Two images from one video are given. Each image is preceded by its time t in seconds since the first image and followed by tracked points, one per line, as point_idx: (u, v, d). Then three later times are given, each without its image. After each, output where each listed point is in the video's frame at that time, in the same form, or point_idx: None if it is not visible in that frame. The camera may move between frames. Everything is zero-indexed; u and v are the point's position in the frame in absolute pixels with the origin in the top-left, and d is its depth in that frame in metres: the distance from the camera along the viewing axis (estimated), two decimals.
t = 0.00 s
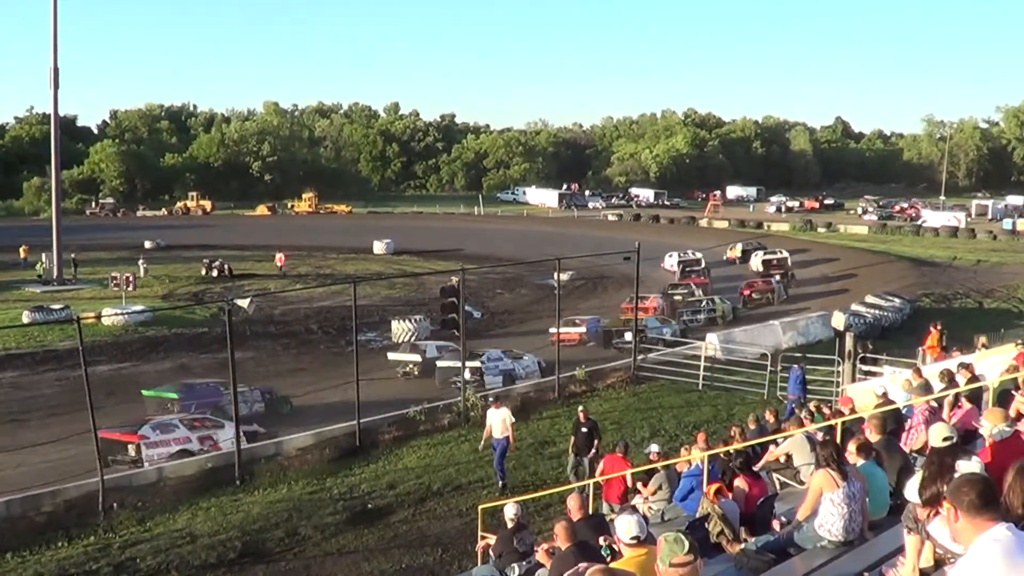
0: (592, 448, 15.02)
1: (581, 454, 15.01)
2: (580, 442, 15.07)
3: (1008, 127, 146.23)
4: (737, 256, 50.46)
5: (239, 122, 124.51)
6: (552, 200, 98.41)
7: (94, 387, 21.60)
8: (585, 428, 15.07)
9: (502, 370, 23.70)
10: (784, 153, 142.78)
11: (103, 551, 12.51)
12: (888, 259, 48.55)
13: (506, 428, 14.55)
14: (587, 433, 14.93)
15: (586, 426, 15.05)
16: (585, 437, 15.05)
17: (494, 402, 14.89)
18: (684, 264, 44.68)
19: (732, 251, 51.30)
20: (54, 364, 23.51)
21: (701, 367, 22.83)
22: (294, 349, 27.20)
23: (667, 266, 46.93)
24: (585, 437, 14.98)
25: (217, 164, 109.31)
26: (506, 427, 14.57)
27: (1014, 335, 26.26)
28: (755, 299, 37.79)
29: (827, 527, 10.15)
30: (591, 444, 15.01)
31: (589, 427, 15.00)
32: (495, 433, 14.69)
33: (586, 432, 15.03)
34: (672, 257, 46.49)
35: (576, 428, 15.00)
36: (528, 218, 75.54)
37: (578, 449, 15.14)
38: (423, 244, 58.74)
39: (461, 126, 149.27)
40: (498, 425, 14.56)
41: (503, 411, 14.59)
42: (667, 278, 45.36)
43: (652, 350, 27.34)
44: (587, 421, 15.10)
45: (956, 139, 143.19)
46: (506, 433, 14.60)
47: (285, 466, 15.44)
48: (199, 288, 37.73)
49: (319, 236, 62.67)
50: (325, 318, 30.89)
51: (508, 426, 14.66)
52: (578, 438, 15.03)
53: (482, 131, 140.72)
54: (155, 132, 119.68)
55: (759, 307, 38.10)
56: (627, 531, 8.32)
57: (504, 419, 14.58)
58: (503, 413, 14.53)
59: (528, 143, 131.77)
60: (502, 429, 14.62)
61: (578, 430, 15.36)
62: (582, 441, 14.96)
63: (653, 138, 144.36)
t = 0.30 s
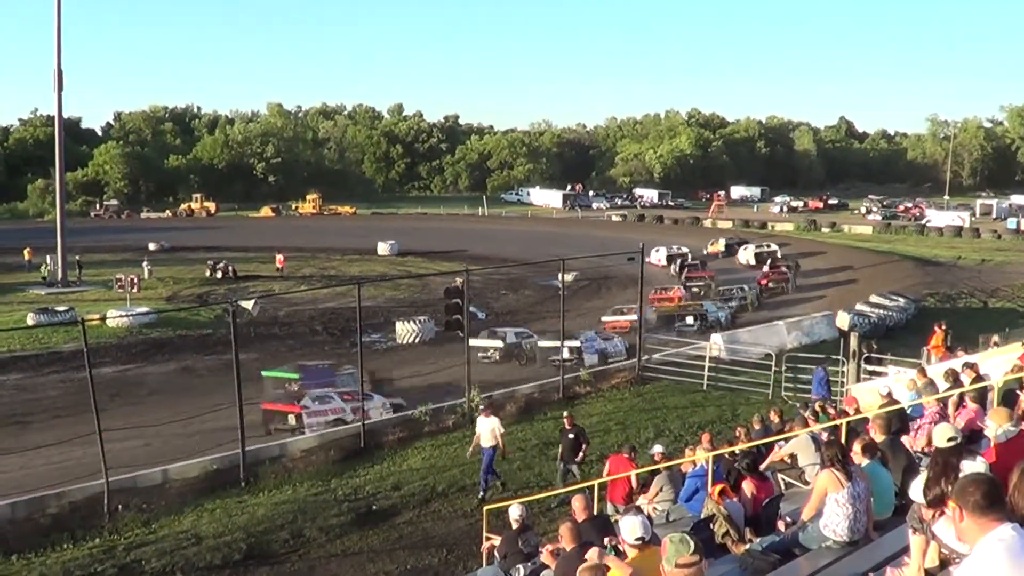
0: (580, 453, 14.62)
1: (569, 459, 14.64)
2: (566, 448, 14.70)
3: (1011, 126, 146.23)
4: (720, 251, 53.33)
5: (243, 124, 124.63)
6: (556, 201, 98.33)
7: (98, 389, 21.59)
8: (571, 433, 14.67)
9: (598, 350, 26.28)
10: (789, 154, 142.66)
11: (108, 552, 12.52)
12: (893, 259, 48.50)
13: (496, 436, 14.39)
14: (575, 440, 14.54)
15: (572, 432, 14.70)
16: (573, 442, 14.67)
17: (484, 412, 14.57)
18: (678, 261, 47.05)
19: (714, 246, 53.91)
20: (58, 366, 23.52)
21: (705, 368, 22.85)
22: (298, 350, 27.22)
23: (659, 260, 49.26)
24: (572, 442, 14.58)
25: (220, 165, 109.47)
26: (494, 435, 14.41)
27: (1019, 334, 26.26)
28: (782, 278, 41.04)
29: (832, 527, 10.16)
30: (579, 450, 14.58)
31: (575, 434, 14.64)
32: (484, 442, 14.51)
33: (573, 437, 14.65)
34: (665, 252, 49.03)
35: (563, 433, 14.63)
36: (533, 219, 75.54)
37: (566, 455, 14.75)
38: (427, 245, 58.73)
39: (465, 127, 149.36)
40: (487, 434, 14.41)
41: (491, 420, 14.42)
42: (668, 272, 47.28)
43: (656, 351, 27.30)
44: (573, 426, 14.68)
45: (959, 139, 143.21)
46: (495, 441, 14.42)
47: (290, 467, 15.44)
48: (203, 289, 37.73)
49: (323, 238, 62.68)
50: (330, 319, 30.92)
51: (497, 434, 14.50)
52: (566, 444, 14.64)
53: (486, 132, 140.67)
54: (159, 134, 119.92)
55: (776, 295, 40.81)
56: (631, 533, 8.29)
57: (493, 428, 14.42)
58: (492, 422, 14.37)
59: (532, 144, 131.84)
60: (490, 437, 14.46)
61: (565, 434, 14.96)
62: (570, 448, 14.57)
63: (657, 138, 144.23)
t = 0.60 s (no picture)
0: (574, 457, 14.65)
1: (562, 463, 14.68)
2: (559, 452, 14.71)
3: (1019, 127, 146.10)
4: (703, 247, 55.18)
5: (250, 124, 124.87)
6: (563, 201, 98.45)
7: (105, 390, 21.58)
8: (563, 436, 14.73)
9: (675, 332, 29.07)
10: (796, 154, 142.71)
11: (115, 554, 12.50)
12: (900, 259, 48.46)
13: (487, 441, 14.09)
14: (569, 443, 14.54)
15: (563, 435, 14.75)
16: (565, 446, 14.67)
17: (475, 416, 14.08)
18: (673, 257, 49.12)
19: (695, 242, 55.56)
20: (66, 367, 23.53)
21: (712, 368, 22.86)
22: (305, 351, 27.22)
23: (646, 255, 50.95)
24: (565, 445, 14.59)
25: (228, 166, 109.76)
26: (486, 440, 14.10)
27: None
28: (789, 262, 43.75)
29: (840, 528, 10.12)
30: (572, 453, 14.60)
31: (567, 435, 14.67)
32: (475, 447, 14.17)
33: (565, 441, 14.67)
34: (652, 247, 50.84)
35: (554, 436, 14.67)
36: (540, 220, 75.59)
37: (559, 460, 14.76)
38: (433, 246, 58.76)
39: (472, 129, 149.31)
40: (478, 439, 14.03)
41: (483, 423, 14.08)
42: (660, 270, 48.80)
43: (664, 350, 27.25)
44: (564, 429, 14.77)
45: (966, 139, 143.07)
46: (486, 446, 14.10)
47: (297, 468, 15.45)
48: (210, 290, 37.75)
49: (330, 239, 62.75)
50: (337, 320, 30.91)
51: (488, 439, 14.18)
52: (559, 450, 14.62)
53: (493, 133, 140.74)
54: (166, 135, 120.33)
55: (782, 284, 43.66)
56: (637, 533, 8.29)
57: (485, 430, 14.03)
58: (483, 426, 13.98)
59: (539, 145, 131.71)
60: (483, 442, 14.14)
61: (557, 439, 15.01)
62: (563, 452, 14.59)
63: (664, 139, 144.26)
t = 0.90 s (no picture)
0: (560, 466, 14.39)
1: (548, 471, 14.43)
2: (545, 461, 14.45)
3: None
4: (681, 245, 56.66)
5: (257, 125, 125.03)
6: (570, 205, 98.60)
7: (111, 389, 21.59)
8: (550, 445, 14.45)
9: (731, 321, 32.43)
10: (803, 158, 142.84)
11: (119, 553, 12.50)
12: (906, 264, 48.45)
13: (472, 450, 13.71)
14: (554, 452, 14.29)
15: (550, 444, 14.46)
16: (552, 455, 14.40)
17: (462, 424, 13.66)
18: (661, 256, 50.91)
19: (672, 241, 57.15)
20: (72, 366, 23.51)
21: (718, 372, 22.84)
22: (311, 352, 27.22)
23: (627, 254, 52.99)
24: (552, 454, 14.32)
25: (235, 167, 109.91)
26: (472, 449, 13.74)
27: None
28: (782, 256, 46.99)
29: (845, 533, 10.10)
30: (558, 461, 14.34)
31: (553, 445, 14.40)
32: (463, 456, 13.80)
33: (552, 449, 14.40)
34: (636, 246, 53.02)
35: (541, 445, 14.40)
36: (547, 223, 75.66)
37: (546, 469, 14.54)
38: (439, 248, 58.79)
39: (479, 131, 149.42)
40: (464, 448, 13.69)
41: (468, 433, 13.68)
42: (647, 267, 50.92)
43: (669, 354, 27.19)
44: (552, 438, 14.51)
45: (973, 144, 143.07)
46: (471, 455, 13.77)
47: (302, 469, 15.47)
48: (217, 291, 37.78)
49: (337, 240, 62.84)
50: (343, 322, 30.90)
51: (473, 448, 13.82)
52: (545, 458, 14.37)
53: (500, 135, 140.94)
54: (173, 135, 120.70)
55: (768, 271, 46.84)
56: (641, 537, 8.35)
57: (469, 441, 13.68)
58: (468, 434, 13.65)
59: (546, 147, 131.76)
60: (468, 451, 13.78)
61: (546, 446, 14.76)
62: (549, 461, 14.32)
63: (671, 142, 144.33)
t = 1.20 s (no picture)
0: (545, 473, 14.00)
1: (534, 477, 14.06)
2: (532, 467, 14.11)
3: None
4: (654, 242, 58.75)
5: (262, 129, 125.24)
6: (575, 207, 98.67)
7: (117, 394, 21.60)
8: (537, 451, 14.00)
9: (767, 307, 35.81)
10: (807, 159, 142.98)
11: (126, 558, 12.50)
12: (912, 264, 48.42)
13: (464, 454, 13.78)
14: (539, 461, 13.89)
15: (537, 450, 13.97)
16: (537, 460, 13.99)
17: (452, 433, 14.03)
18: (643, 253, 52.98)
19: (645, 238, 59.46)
20: (78, 371, 23.55)
21: (724, 373, 22.84)
22: (317, 355, 27.22)
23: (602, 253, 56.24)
24: (537, 460, 13.92)
25: (240, 171, 110.13)
26: (461, 452, 13.82)
27: None
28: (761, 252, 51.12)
29: (852, 533, 10.09)
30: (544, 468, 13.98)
31: (540, 452, 13.88)
32: (453, 460, 13.89)
33: (538, 455, 13.96)
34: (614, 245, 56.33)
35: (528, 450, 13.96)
36: (551, 225, 75.67)
37: (532, 473, 14.20)
38: (444, 251, 58.85)
39: (484, 134, 149.66)
40: (456, 451, 13.79)
41: (460, 438, 13.89)
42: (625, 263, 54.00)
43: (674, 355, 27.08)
44: (539, 443, 14.00)
45: (978, 144, 143.05)
46: (465, 458, 13.80)
47: (309, 472, 15.47)
48: (223, 295, 37.81)
49: (342, 243, 62.93)
50: (349, 325, 30.93)
51: (466, 452, 13.89)
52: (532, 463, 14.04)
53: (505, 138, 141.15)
54: (178, 139, 120.96)
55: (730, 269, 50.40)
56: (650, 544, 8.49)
57: (462, 445, 13.85)
58: (460, 440, 13.83)
59: (550, 150, 131.87)
60: (459, 454, 13.85)
61: (534, 451, 14.29)
62: (534, 469, 13.97)
63: (676, 144, 144.44)
